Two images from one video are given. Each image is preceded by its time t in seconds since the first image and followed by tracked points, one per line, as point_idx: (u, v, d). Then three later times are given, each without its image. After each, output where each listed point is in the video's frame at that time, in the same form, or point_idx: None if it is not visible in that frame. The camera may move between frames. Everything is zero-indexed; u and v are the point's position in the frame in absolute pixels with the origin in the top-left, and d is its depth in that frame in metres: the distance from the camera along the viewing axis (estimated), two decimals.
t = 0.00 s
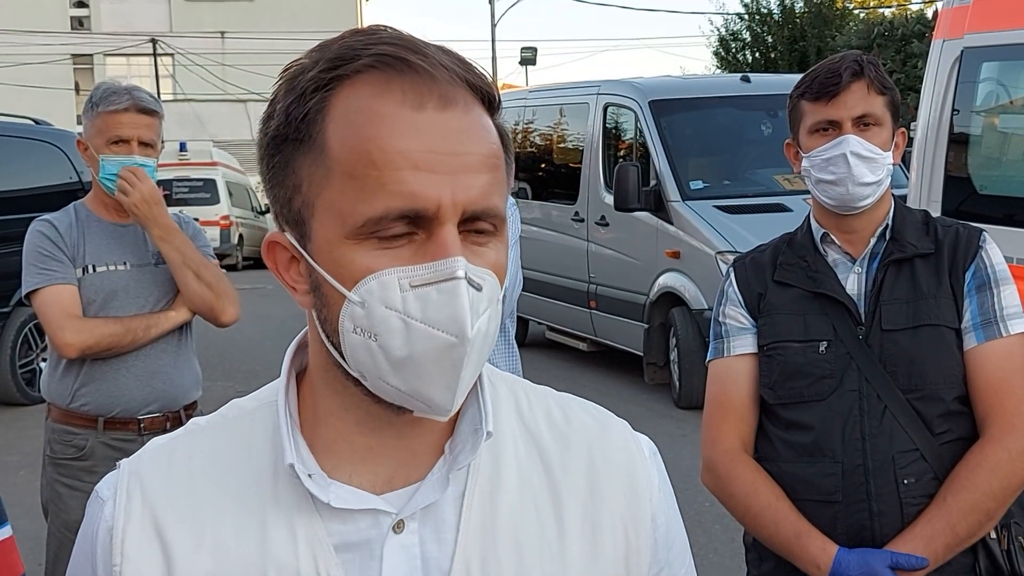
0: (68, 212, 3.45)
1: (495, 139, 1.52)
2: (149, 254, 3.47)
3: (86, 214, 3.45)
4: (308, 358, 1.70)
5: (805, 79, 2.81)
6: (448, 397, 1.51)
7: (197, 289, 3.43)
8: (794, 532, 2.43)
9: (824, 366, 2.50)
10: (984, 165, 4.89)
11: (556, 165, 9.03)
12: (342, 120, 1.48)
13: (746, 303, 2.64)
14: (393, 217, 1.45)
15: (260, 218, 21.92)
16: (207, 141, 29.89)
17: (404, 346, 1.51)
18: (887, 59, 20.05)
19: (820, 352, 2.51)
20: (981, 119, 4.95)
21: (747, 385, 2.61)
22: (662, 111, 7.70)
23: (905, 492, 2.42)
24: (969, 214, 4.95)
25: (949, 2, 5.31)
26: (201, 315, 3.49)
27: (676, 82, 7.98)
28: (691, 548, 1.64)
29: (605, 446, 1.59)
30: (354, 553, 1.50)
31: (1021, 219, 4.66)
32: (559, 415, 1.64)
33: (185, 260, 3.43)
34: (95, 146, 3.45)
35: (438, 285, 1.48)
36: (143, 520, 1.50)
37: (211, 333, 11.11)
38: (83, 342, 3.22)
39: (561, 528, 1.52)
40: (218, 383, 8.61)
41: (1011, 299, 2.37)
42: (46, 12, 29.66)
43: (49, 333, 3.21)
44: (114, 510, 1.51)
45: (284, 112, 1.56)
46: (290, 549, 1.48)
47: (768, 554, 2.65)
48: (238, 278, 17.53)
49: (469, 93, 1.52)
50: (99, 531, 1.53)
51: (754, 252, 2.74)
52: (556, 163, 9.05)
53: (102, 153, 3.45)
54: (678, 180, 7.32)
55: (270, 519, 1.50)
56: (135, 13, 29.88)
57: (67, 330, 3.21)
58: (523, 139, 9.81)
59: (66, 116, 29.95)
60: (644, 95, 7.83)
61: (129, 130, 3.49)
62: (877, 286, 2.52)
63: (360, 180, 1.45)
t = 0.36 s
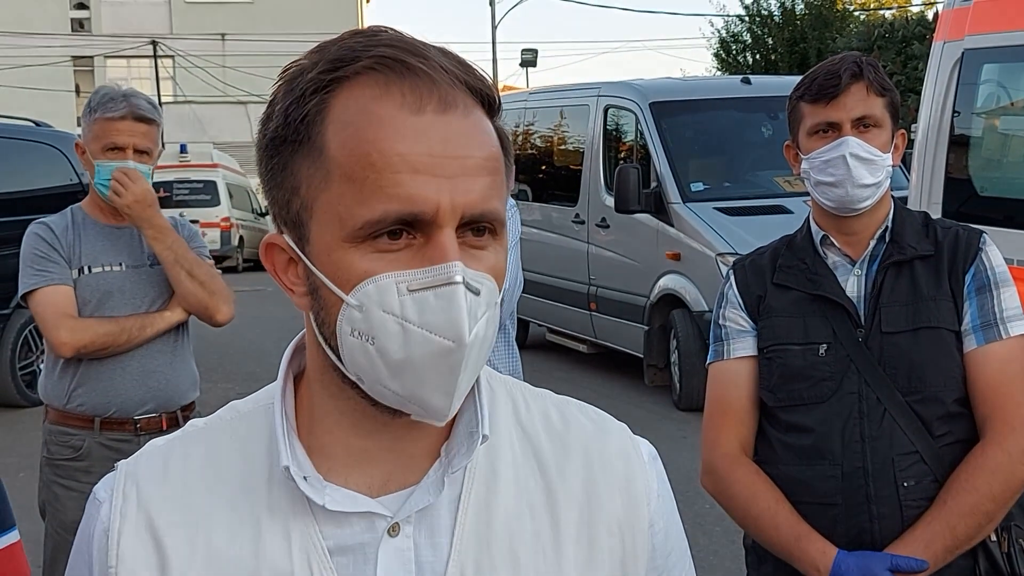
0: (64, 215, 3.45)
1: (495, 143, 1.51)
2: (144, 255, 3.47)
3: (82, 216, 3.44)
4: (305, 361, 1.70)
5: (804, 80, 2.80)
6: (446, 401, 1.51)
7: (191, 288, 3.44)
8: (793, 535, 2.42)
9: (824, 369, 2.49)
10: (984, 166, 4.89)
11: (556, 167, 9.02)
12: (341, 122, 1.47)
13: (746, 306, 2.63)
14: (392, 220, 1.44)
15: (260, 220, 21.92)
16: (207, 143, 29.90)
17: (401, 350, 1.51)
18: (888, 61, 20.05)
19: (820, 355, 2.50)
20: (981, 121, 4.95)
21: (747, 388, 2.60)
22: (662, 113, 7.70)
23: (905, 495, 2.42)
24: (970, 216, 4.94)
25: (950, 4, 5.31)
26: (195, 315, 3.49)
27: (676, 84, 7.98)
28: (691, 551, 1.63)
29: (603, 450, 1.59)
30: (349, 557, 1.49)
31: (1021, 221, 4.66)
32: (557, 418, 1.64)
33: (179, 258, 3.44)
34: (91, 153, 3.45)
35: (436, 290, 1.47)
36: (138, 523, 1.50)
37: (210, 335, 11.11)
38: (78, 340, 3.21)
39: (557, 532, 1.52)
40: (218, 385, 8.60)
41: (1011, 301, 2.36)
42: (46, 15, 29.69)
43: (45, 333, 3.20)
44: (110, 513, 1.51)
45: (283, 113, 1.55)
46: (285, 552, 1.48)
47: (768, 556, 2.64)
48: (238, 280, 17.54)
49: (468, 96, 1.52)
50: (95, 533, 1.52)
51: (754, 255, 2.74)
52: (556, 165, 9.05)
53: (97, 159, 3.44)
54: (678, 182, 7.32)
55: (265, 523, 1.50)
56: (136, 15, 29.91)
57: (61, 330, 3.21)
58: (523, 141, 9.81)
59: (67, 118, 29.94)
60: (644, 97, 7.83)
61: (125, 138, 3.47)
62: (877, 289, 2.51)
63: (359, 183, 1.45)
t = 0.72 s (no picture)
0: (63, 219, 3.46)
1: (480, 154, 1.49)
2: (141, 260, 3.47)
3: (80, 220, 3.45)
4: (303, 364, 1.70)
5: (803, 82, 2.80)
6: (417, 415, 1.50)
7: (186, 296, 3.43)
8: (793, 538, 2.42)
9: (824, 372, 2.49)
10: (985, 168, 4.89)
11: (557, 169, 9.03)
12: (321, 134, 1.47)
13: (746, 309, 2.63)
14: (367, 234, 1.44)
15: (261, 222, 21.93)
16: (208, 145, 29.91)
17: (374, 362, 1.51)
18: (889, 63, 20.05)
19: (820, 358, 2.50)
20: (982, 123, 4.95)
21: (748, 391, 2.60)
22: (663, 115, 7.70)
23: (905, 498, 2.42)
24: (971, 217, 4.94)
25: (950, 6, 5.32)
26: (192, 321, 3.48)
27: (677, 86, 7.98)
28: (690, 553, 1.63)
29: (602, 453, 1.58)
30: (346, 560, 1.49)
31: (1022, 223, 4.65)
32: (555, 422, 1.63)
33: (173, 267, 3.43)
34: (88, 159, 3.47)
35: (408, 303, 1.48)
36: (136, 526, 1.50)
37: (211, 338, 11.11)
38: (74, 343, 3.22)
39: (555, 535, 1.52)
40: (219, 388, 8.60)
41: (1011, 304, 2.36)
42: (47, 17, 29.70)
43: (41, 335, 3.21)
44: (108, 516, 1.51)
45: (272, 121, 1.56)
46: (284, 556, 1.48)
47: (768, 559, 2.64)
48: (239, 282, 17.54)
49: (453, 105, 1.49)
50: (94, 535, 1.52)
51: (753, 257, 2.74)
52: (557, 167, 9.05)
53: (94, 166, 3.46)
54: (679, 185, 7.32)
55: (263, 526, 1.50)
56: (137, 17, 29.92)
57: (57, 330, 3.22)
58: (524, 144, 9.81)
59: (68, 120, 29.96)
60: (645, 99, 7.83)
61: (121, 147, 3.47)
62: (877, 292, 2.51)
63: (336, 197, 1.45)
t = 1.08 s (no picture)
0: (66, 218, 3.45)
1: (463, 160, 1.48)
2: (143, 261, 3.53)
3: (83, 222, 3.48)
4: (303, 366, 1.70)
5: (804, 82, 2.80)
6: (390, 423, 1.50)
7: (177, 320, 3.45)
8: (793, 539, 2.43)
9: (824, 373, 2.50)
10: (986, 169, 4.89)
11: (558, 170, 9.03)
12: (304, 139, 1.48)
13: (747, 310, 2.63)
14: (344, 241, 1.45)
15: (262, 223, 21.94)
16: (210, 146, 29.92)
17: (353, 369, 1.49)
18: (890, 64, 20.05)
19: (820, 359, 2.51)
20: (983, 124, 4.96)
21: (748, 392, 2.60)
22: (664, 116, 7.71)
23: (905, 498, 2.42)
24: (972, 218, 4.94)
25: (951, 7, 5.32)
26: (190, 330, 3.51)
27: (678, 87, 7.98)
28: (692, 554, 1.63)
29: (603, 454, 1.59)
30: (345, 560, 1.50)
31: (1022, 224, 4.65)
32: (557, 423, 1.64)
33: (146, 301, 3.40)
34: (83, 155, 3.54)
35: (383, 313, 1.47)
36: (139, 525, 1.50)
37: (212, 339, 11.12)
38: (79, 324, 3.22)
39: (555, 536, 1.52)
40: (219, 388, 8.61)
41: (1011, 305, 2.37)
42: (49, 18, 29.72)
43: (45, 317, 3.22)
44: (111, 514, 1.52)
45: (264, 126, 1.57)
46: (284, 556, 1.48)
47: (768, 559, 2.64)
48: (240, 283, 17.55)
49: (437, 111, 1.49)
50: (96, 534, 1.53)
51: (754, 258, 2.74)
52: (558, 168, 9.05)
53: (88, 160, 3.51)
54: (680, 186, 7.33)
55: (264, 526, 1.50)
56: (138, 19, 29.93)
57: (59, 314, 3.23)
58: (525, 144, 9.82)
59: (68, 121, 29.96)
60: (646, 100, 7.83)
61: (113, 138, 3.53)
62: (877, 293, 2.52)
63: (315, 203, 1.45)
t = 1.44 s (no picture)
0: (63, 220, 3.45)
1: (464, 165, 1.48)
2: (142, 261, 3.52)
3: (81, 223, 3.46)
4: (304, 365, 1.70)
5: (804, 82, 2.80)
6: (393, 427, 1.50)
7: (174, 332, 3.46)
8: (795, 539, 2.42)
9: (825, 373, 2.49)
10: (987, 169, 4.89)
11: (559, 170, 9.03)
12: (305, 145, 1.47)
13: (747, 310, 2.63)
14: (345, 248, 1.44)
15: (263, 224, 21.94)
16: (210, 147, 29.91)
17: (355, 375, 1.50)
18: (891, 64, 20.04)
19: (821, 359, 2.50)
20: (985, 123, 4.96)
21: (749, 392, 2.60)
22: (665, 116, 7.70)
23: (906, 498, 2.41)
24: (973, 218, 4.93)
25: (952, 6, 5.32)
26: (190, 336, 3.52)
27: (679, 87, 7.98)
28: (694, 553, 1.63)
29: (604, 452, 1.58)
30: (346, 557, 1.49)
31: None
32: (558, 421, 1.64)
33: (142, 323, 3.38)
34: (83, 153, 3.52)
35: (383, 320, 1.47)
36: (141, 523, 1.50)
37: (213, 339, 11.12)
38: (80, 341, 3.23)
39: (556, 535, 1.52)
40: (220, 389, 8.60)
41: (1012, 304, 2.37)
42: (49, 19, 29.71)
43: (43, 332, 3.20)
44: (113, 512, 1.51)
45: (265, 130, 1.57)
46: (285, 555, 1.48)
47: (770, 559, 2.63)
48: (241, 284, 17.54)
49: (438, 116, 1.48)
50: (98, 532, 1.52)
51: (754, 258, 2.74)
52: (559, 168, 9.04)
53: (89, 158, 3.50)
54: (681, 186, 7.32)
55: (265, 525, 1.50)
56: (138, 19, 29.92)
57: (63, 329, 3.23)
58: (525, 144, 9.81)
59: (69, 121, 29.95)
60: (647, 100, 7.83)
61: (113, 133, 3.54)
62: (878, 293, 2.52)
63: (316, 209, 1.45)
